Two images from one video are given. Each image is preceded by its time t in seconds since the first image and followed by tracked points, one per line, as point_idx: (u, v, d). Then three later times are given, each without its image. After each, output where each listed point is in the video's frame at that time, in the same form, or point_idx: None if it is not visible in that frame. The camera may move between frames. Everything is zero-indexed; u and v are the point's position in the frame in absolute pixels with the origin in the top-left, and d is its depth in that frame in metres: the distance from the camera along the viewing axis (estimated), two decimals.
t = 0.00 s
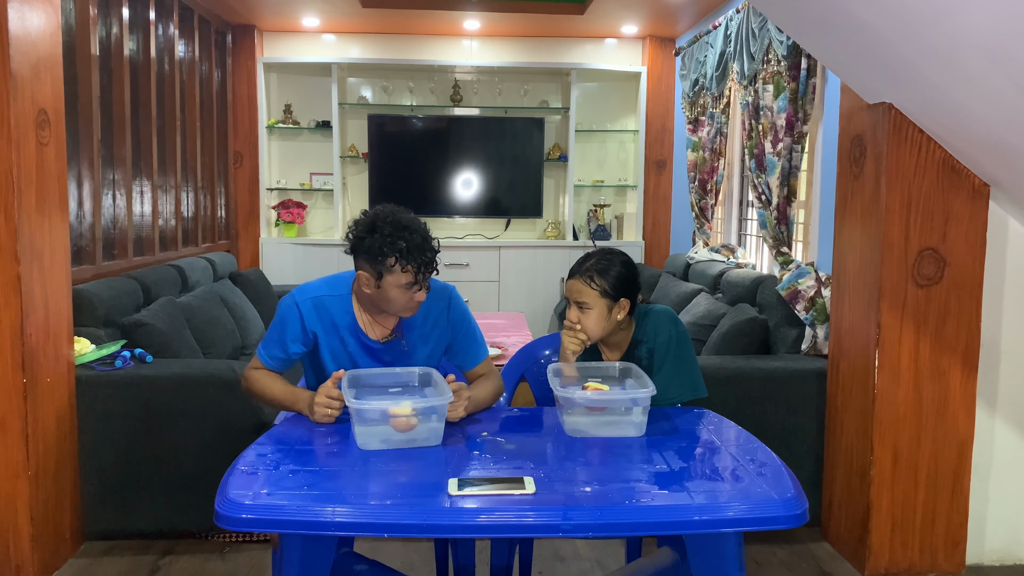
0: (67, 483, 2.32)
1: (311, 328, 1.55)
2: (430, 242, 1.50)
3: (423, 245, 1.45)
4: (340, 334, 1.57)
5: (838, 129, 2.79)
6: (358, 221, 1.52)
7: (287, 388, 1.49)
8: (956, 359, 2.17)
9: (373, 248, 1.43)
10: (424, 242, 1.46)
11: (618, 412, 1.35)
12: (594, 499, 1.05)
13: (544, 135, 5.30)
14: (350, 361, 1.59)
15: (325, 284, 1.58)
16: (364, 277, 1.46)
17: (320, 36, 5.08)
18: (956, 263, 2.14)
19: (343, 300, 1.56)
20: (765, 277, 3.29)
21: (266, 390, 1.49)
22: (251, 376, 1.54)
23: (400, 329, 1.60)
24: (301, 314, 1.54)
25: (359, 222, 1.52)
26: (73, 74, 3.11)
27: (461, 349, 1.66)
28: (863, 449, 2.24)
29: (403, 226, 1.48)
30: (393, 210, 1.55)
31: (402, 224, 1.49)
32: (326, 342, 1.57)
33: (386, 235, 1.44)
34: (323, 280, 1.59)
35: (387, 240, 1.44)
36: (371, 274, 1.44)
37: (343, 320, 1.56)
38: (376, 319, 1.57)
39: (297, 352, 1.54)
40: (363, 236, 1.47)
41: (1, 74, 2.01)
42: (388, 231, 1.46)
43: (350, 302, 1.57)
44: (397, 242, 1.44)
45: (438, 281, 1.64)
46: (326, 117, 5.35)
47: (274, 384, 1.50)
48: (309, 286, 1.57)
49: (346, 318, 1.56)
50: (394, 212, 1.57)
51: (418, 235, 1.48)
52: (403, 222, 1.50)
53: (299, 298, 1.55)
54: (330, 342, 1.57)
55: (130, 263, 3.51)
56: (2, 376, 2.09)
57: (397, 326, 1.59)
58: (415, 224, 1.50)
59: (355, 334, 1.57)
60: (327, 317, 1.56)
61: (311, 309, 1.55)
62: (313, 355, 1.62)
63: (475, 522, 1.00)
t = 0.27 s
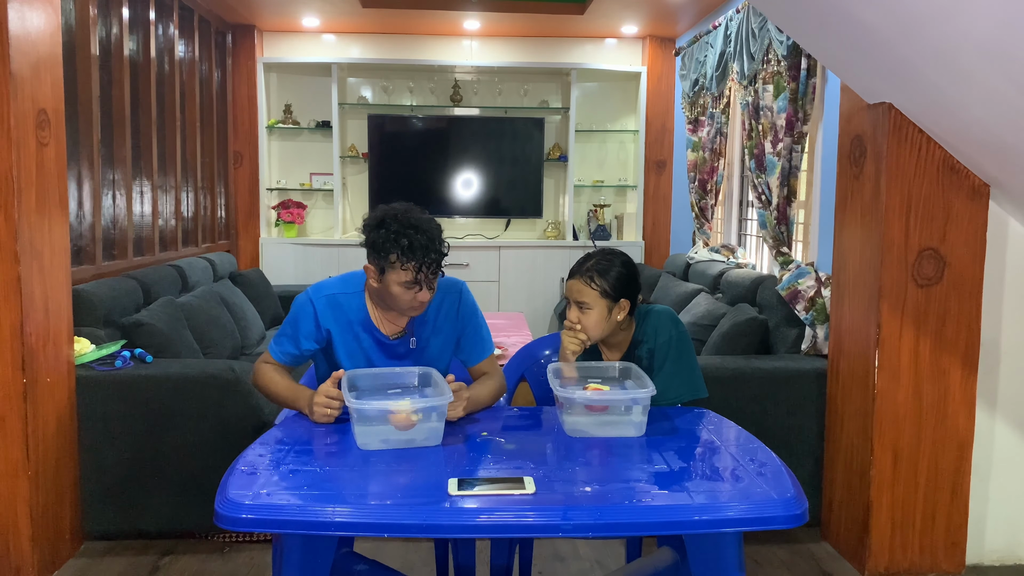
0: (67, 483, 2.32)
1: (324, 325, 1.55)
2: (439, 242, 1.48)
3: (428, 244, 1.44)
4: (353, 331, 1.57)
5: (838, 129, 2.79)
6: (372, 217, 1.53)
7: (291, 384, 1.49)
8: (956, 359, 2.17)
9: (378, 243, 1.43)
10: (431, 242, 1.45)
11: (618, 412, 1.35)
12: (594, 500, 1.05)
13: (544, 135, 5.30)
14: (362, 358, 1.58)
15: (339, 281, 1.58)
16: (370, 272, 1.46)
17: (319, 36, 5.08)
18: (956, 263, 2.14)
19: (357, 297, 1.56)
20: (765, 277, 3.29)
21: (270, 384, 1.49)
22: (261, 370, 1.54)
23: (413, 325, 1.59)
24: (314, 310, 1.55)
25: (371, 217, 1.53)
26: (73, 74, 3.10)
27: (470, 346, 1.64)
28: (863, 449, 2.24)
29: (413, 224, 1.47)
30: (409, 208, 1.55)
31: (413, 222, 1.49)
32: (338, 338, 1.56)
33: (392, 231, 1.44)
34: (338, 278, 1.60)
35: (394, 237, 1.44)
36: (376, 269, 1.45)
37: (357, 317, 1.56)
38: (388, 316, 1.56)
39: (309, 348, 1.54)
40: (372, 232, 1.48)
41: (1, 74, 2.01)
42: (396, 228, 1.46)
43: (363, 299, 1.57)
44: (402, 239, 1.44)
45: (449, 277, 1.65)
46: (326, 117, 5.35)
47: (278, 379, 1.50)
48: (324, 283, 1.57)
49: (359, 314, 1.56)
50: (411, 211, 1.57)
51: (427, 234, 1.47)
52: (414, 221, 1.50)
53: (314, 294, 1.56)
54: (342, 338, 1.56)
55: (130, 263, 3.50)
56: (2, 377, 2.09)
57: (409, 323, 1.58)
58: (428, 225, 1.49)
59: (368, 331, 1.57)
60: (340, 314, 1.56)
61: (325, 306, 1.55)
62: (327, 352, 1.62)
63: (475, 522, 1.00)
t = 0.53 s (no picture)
0: (67, 484, 2.32)
1: (327, 324, 1.55)
2: (439, 244, 1.46)
3: (422, 244, 1.42)
4: (356, 330, 1.56)
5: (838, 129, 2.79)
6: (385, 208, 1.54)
7: (292, 383, 1.48)
8: (956, 359, 2.17)
9: (375, 235, 1.44)
10: (429, 244, 1.43)
11: (618, 411, 1.35)
12: (594, 500, 1.05)
13: (544, 135, 5.30)
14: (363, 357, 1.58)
15: (343, 280, 1.58)
16: (368, 263, 1.48)
17: (320, 36, 5.08)
18: (956, 263, 2.14)
19: (360, 296, 1.56)
20: (765, 277, 3.29)
21: (270, 382, 1.49)
22: (263, 367, 1.54)
23: (414, 325, 1.59)
24: (318, 309, 1.54)
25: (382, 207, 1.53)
26: (73, 74, 3.10)
27: (471, 346, 1.64)
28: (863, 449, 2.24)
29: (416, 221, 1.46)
30: (422, 207, 1.54)
31: (418, 221, 1.47)
32: (341, 337, 1.56)
33: (390, 226, 1.44)
34: (341, 277, 1.60)
35: (391, 232, 1.44)
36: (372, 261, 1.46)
37: (360, 316, 1.56)
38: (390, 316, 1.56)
39: (311, 346, 1.54)
40: (376, 222, 1.48)
41: (1, 74, 2.01)
42: (397, 223, 1.45)
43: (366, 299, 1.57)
44: (397, 236, 1.43)
45: (450, 276, 1.65)
46: (326, 117, 5.35)
47: (279, 378, 1.50)
48: (328, 281, 1.57)
49: (362, 313, 1.56)
50: (426, 209, 1.55)
51: (426, 234, 1.45)
52: (421, 219, 1.49)
53: (318, 293, 1.55)
54: (345, 337, 1.56)
55: (130, 263, 3.51)
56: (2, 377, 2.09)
57: (410, 323, 1.58)
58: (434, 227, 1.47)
59: (371, 330, 1.57)
60: (343, 313, 1.56)
61: (328, 305, 1.55)
62: (328, 350, 1.62)
63: (475, 522, 1.00)
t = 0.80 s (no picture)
0: (67, 484, 2.32)
1: (325, 325, 1.55)
2: (428, 245, 1.46)
3: (409, 245, 1.42)
4: (353, 330, 1.57)
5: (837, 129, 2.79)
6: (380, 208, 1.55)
7: (291, 384, 1.48)
8: (956, 359, 2.17)
9: (364, 234, 1.45)
10: (416, 245, 1.43)
11: (618, 411, 1.35)
12: (593, 499, 1.05)
13: (544, 135, 5.30)
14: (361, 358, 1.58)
15: (339, 281, 1.58)
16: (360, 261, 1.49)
17: (320, 36, 5.08)
18: (956, 263, 2.14)
19: (357, 297, 1.56)
20: (765, 277, 3.29)
21: (270, 384, 1.49)
22: (261, 369, 1.54)
23: (410, 325, 1.59)
24: (315, 310, 1.54)
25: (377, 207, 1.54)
26: (73, 74, 3.10)
27: (469, 345, 1.64)
28: (863, 449, 2.24)
29: (405, 221, 1.46)
30: (416, 208, 1.54)
31: (408, 221, 1.47)
32: (338, 338, 1.56)
33: (379, 225, 1.45)
34: (338, 278, 1.60)
35: (380, 232, 1.44)
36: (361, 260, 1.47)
37: (357, 317, 1.56)
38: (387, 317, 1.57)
39: (309, 348, 1.54)
40: (368, 221, 1.49)
41: (1, 74, 2.01)
42: (386, 222, 1.46)
43: (363, 299, 1.57)
44: (386, 235, 1.43)
45: (446, 275, 1.64)
46: (326, 117, 5.36)
47: (278, 379, 1.50)
48: (324, 282, 1.57)
49: (359, 314, 1.56)
50: (421, 210, 1.55)
51: (416, 234, 1.45)
52: (412, 219, 1.49)
53: (315, 294, 1.55)
54: (342, 338, 1.56)
55: (130, 263, 3.50)
56: (2, 377, 2.09)
57: (407, 322, 1.58)
58: (423, 227, 1.47)
59: (368, 331, 1.57)
60: (340, 314, 1.56)
61: (325, 306, 1.55)
62: (327, 351, 1.62)
63: (475, 522, 1.00)
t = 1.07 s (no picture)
0: (67, 484, 2.32)
1: (324, 325, 1.55)
2: (426, 245, 1.46)
3: (408, 245, 1.42)
4: (352, 331, 1.57)
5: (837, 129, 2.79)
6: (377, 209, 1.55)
7: (291, 385, 1.48)
8: (956, 359, 2.17)
9: (363, 236, 1.45)
10: (415, 245, 1.43)
11: (618, 411, 1.35)
12: (593, 500, 1.05)
13: (544, 135, 5.30)
14: (361, 359, 1.58)
15: (338, 281, 1.58)
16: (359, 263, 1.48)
17: (320, 36, 5.07)
18: (956, 263, 2.14)
19: (357, 297, 1.57)
20: (765, 278, 3.29)
21: (269, 384, 1.49)
22: (261, 369, 1.54)
23: (410, 326, 1.59)
24: (314, 310, 1.55)
25: (374, 209, 1.54)
26: (73, 74, 3.10)
27: (469, 345, 1.64)
28: (863, 449, 2.24)
29: (403, 222, 1.46)
30: (413, 210, 1.54)
31: (406, 221, 1.47)
32: (338, 338, 1.56)
33: (377, 227, 1.45)
34: (337, 279, 1.60)
35: (378, 233, 1.44)
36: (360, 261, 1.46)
37: (356, 317, 1.56)
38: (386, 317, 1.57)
39: (309, 348, 1.54)
40: (366, 223, 1.49)
41: (1, 74, 2.01)
42: (384, 224, 1.46)
43: (362, 300, 1.57)
44: (384, 236, 1.43)
45: (446, 275, 1.64)
46: (326, 117, 5.36)
47: (278, 379, 1.50)
48: (324, 283, 1.57)
49: (359, 314, 1.57)
50: (418, 211, 1.55)
51: (414, 235, 1.45)
52: (410, 220, 1.49)
53: (314, 295, 1.56)
54: (342, 338, 1.57)
55: (130, 263, 3.51)
56: (2, 377, 2.09)
57: (407, 322, 1.58)
58: (421, 228, 1.47)
59: (367, 331, 1.57)
60: (339, 314, 1.56)
61: (325, 307, 1.55)
62: (326, 351, 1.62)
63: (475, 522, 1.00)
